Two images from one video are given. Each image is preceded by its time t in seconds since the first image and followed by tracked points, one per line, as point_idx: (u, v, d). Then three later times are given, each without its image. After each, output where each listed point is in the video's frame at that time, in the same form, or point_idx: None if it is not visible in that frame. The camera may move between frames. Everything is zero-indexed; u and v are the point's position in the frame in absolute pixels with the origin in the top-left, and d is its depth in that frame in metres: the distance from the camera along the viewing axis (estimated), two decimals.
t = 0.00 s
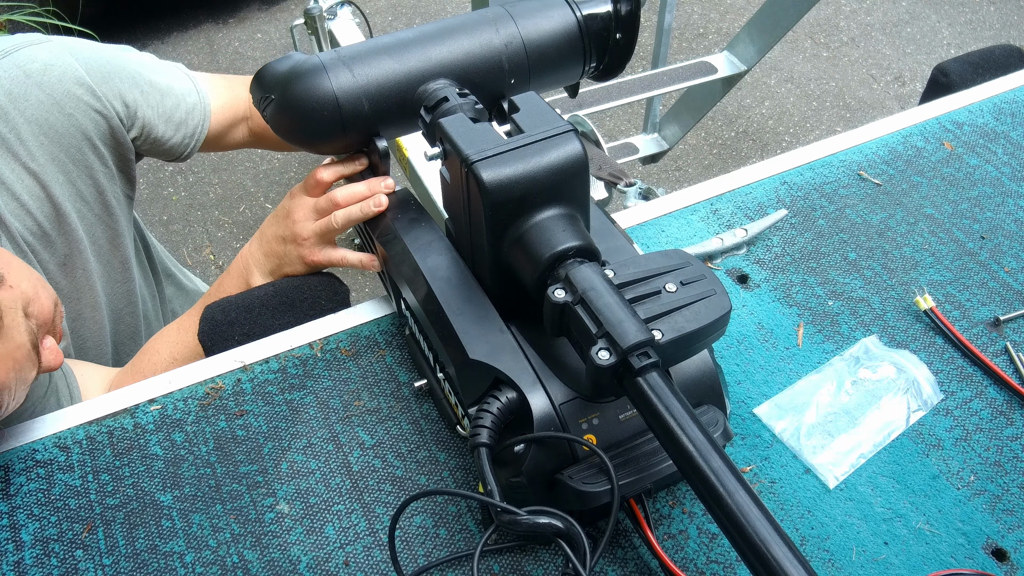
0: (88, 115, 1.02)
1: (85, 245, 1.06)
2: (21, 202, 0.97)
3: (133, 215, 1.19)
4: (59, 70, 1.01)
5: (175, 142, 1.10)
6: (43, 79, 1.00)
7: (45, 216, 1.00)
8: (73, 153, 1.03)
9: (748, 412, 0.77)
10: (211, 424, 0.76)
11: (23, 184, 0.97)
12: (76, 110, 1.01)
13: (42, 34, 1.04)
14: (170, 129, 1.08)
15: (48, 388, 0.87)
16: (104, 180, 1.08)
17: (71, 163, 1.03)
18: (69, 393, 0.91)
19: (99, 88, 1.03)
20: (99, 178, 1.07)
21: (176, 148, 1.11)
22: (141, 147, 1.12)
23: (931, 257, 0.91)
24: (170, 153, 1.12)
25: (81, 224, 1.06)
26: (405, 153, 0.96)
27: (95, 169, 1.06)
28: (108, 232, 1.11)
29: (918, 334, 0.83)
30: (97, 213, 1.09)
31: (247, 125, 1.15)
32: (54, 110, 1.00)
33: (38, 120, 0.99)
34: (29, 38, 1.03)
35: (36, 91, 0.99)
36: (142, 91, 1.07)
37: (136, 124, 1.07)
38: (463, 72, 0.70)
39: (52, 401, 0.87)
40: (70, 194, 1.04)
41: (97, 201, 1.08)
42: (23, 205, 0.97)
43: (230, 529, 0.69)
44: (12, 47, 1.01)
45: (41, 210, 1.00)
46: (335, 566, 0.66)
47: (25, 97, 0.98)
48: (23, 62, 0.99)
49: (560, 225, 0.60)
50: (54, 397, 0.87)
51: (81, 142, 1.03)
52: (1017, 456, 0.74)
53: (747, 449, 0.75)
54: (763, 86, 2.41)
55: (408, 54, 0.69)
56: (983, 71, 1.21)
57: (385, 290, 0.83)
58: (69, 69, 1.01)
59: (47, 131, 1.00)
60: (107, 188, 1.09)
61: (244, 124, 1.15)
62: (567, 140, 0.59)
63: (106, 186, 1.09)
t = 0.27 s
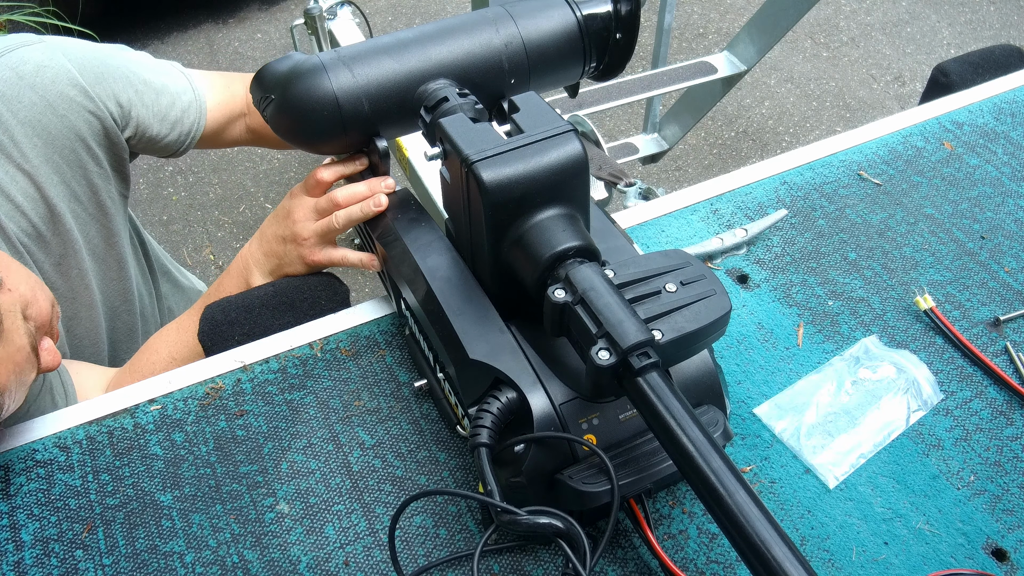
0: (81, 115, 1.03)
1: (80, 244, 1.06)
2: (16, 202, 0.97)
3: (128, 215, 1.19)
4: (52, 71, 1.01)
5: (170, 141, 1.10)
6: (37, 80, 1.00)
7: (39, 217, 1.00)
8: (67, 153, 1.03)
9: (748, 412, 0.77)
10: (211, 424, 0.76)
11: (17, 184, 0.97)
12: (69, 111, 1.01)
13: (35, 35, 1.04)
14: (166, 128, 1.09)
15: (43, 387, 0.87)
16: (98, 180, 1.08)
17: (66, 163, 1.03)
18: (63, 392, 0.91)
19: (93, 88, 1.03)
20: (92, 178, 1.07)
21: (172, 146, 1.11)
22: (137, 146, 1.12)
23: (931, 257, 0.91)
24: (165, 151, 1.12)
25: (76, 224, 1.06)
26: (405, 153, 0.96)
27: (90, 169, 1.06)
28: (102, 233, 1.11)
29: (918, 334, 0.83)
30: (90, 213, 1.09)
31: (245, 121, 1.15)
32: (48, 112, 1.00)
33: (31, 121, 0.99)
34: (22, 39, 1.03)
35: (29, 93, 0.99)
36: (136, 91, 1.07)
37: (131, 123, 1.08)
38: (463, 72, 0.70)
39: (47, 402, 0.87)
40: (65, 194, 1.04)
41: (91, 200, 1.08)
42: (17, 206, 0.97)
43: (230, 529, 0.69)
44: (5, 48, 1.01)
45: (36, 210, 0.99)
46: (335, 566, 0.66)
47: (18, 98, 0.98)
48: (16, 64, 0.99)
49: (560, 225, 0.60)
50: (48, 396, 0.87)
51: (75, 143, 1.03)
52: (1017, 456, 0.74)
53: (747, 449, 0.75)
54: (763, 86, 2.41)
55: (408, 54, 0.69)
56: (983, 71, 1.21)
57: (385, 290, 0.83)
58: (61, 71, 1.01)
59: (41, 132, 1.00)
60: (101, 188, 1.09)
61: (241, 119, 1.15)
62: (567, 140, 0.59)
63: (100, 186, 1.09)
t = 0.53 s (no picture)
0: (78, 111, 1.02)
1: (75, 241, 1.05)
2: (11, 198, 0.97)
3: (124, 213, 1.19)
4: (48, 66, 1.01)
5: (167, 137, 1.10)
6: (33, 76, 1.00)
7: (35, 214, 1.00)
8: (64, 149, 1.03)
9: (748, 412, 0.77)
10: (211, 424, 0.76)
11: (13, 180, 0.97)
12: (66, 106, 1.01)
13: (32, 31, 1.04)
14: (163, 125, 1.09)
15: (37, 384, 0.87)
16: (94, 176, 1.08)
17: (61, 159, 1.03)
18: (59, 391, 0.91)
19: (90, 84, 1.03)
20: (89, 174, 1.07)
21: (169, 143, 1.11)
22: (134, 143, 1.12)
23: (931, 257, 0.91)
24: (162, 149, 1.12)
25: (73, 223, 1.06)
26: (405, 153, 0.96)
27: (86, 166, 1.06)
28: (98, 230, 1.11)
29: (918, 334, 0.83)
30: (87, 210, 1.09)
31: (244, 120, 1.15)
32: (44, 107, 1.00)
33: (27, 116, 0.99)
34: (18, 35, 1.03)
35: (26, 88, 0.99)
36: (134, 88, 1.07)
37: (128, 120, 1.07)
38: (463, 72, 0.70)
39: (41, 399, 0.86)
40: (61, 190, 1.04)
41: (88, 197, 1.08)
42: (13, 201, 0.97)
43: (230, 529, 0.69)
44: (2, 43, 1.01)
45: (31, 206, 0.99)
46: (335, 566, 0.66)
47: (14, 93, 0.98)
48: (13, 59, 0.99)
49: (560, 225, 0.60)
50: (43, 393, 0.87)
51: (72, 138, 1.03)
52: (1017, 456, 0.74)
53: (747, 449, 0.75)
54: (763, 86, 2.41)
55: (408, 55, 0.69)
56: (983, 71, 1.21)
57: (385, 290, 0.83)
58: (58, 66, 1.01)
59: (37, 128, 1.00)
60: (97, 184, 1.08)
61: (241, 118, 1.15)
62: (567, 140, 0.59)
63: (97, 182, 1.08)
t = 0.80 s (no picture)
0: (75, 105, 1.02)
1: (73, 236, 1.05)
2: (9, 192, 0.96)
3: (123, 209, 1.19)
4: (45, 60, 1.01)
5: (165, 133, 1.10)
6: (30, 69, 1.00)
7: (32, 207, 0.99)
8: (60, 142, 1.02)
9: (748, 412, 0.77)
10: (211, 424, 0.76)
11: (10, 173, 0.97)
12: (63, 99, 1.01)
13: (31, 26, 1.05)
14: (161, 120, 1.09)
15: (32, 381, 0.87)
16: (91, 170, 1.08)
17: (58, 153, 1.03)
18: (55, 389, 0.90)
19: (87, 78, 1.04)
20: (86, 168, 1.07)
21: (167, 138, 1.11)
22: (132, 139, 1.12)
23: (931, 257, 0.91)
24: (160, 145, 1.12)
25: (70, 217, 1.06)
26: (405, 153, 0.96)
27: (83, 160, 1.06)
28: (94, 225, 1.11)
29: (918, 334, 0.83)
30: (84, 205, 1.09)
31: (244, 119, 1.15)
32: (41, 100, 1.00)
33: (24, 109, 0.99)
34: (17, 29, 1.03)
35: (23, 81, 0.99)
36: (132, 83, 1.07)
37: (125, 115, 1.08)
38: (462, 72, 0.70)
39: (36, 396, 0.86)
40: (58, 184, 1.03)
41: (84, 191, 1.08)
42: (9, 194, 0.96)
43: (230, 529, 0.69)
44: None
45: (29, 199, 0.99)
46: (335, 566, 0.66)
47: (11, 86, 0.98)
48: (10, 52, 1.00)
49: (560, 225, 0.60)
50: (39, 390, 0.87)
51: (69, 132, 1.03)
52: (1017, 456, 0.74)
53: (747, 449, 0.75)
54: (763, 86, 2.41)
55: (407, 55, 0.69)
56: (983, 71, 1.21)
57: (385, 290, 0.83)
58: (55, 60, 1.02)
59: (33, 121, 1.00)
60: (94, 179, 1.08)
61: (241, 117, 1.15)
62: (566, 140, 0.59)
63: (94, 176, 1.08)
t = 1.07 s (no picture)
0: (70, 105, 1.02)
1: (68, 237, 1.06)
2: (5, 193, 0.96)
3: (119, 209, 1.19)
4: (40, 59, 1.01)
5: (160, 133, 1.10)
6: (24, 68, 1.00)
7: (28, 207, 0.99)
8: (55, 142, 1.02)
9: (747, 412, 0.77)
10: (211, 424, 0.76)
11: (6, 174, 0.97)
12: (57, 99, 1.01)
13: (25, 25, 1.04)
14: (156, 120, 1.08)
15: (26, 381, 0.87)
16: (86, 170, 1.07)
17: (53, 153, 1.03)
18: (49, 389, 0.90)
19: (82, 78, 1.03)
20: (81, 169, 1.07)
21: (162, 138, 1.11)
22: (127, 139, 1.12)
23: (931, 257, 0.91)
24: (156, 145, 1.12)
25: (64, 217, 1.06)
26: (405, 154, 0.96)
27: (78, 159, 1.06)
28: (90, 225, 1.11)
29: (918, 334, 0.83)
30: (79, 204, 1.09)
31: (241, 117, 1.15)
32: (35, 99, 1.00)
33: (18, 109, 0.99)
34: (12, 29, 1.03)
35: (17, 81, 0.99)
36: (127, 83, 1.07)
37: (121, 115, 1.07)
38: (461, 72, 0.70)
39: (30, 397, 0.86)
40: (52, 183, 1.04)
41: (79, 190, 1.08)
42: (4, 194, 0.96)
43: (230, 529, 0.69)
44: None
45: (24, 199, 0.99)
46: (335, 566, 0.66)
47: (5, 85, 0.98)
48: (4, 52, 0.99)
49: (559, 225, 0.60)
50: (33, 391, 0.87)
51: (63, 132, 1.03)
52: (1017, 455, 0.74)
53: (747, 449, 0.75)
54: (763, 86, 2.41)
55: (405, 55, 0.69)
56: (983, 71, 1.21)
57: (384, 290, 0.83)
58: (50, 59, 1.01)
59: (28, 121, 1.00)
60: (90, 179, 1.08)
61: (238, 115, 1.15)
62: (565, 140, 0.59)
63: (89, 177, 1.09)
